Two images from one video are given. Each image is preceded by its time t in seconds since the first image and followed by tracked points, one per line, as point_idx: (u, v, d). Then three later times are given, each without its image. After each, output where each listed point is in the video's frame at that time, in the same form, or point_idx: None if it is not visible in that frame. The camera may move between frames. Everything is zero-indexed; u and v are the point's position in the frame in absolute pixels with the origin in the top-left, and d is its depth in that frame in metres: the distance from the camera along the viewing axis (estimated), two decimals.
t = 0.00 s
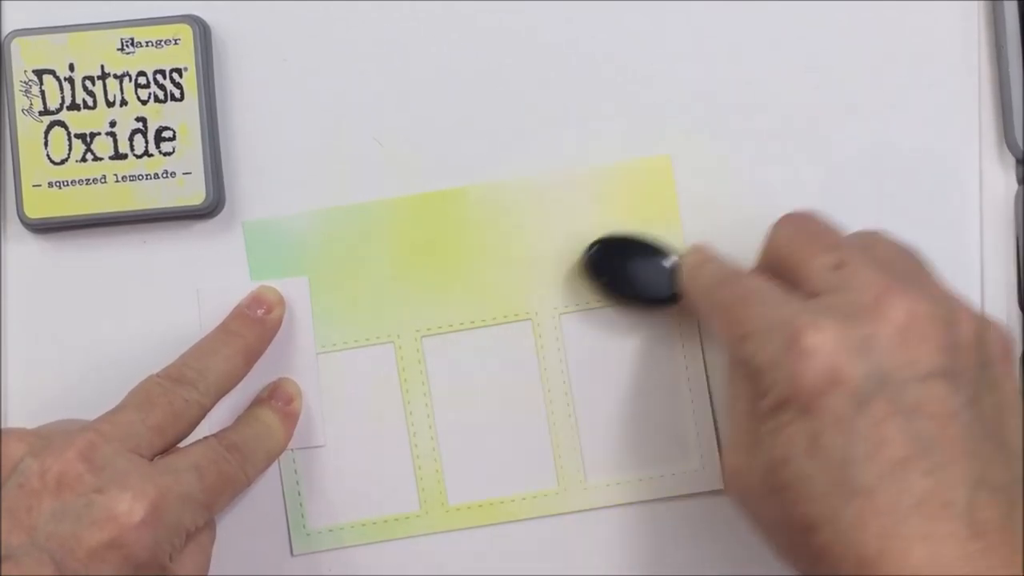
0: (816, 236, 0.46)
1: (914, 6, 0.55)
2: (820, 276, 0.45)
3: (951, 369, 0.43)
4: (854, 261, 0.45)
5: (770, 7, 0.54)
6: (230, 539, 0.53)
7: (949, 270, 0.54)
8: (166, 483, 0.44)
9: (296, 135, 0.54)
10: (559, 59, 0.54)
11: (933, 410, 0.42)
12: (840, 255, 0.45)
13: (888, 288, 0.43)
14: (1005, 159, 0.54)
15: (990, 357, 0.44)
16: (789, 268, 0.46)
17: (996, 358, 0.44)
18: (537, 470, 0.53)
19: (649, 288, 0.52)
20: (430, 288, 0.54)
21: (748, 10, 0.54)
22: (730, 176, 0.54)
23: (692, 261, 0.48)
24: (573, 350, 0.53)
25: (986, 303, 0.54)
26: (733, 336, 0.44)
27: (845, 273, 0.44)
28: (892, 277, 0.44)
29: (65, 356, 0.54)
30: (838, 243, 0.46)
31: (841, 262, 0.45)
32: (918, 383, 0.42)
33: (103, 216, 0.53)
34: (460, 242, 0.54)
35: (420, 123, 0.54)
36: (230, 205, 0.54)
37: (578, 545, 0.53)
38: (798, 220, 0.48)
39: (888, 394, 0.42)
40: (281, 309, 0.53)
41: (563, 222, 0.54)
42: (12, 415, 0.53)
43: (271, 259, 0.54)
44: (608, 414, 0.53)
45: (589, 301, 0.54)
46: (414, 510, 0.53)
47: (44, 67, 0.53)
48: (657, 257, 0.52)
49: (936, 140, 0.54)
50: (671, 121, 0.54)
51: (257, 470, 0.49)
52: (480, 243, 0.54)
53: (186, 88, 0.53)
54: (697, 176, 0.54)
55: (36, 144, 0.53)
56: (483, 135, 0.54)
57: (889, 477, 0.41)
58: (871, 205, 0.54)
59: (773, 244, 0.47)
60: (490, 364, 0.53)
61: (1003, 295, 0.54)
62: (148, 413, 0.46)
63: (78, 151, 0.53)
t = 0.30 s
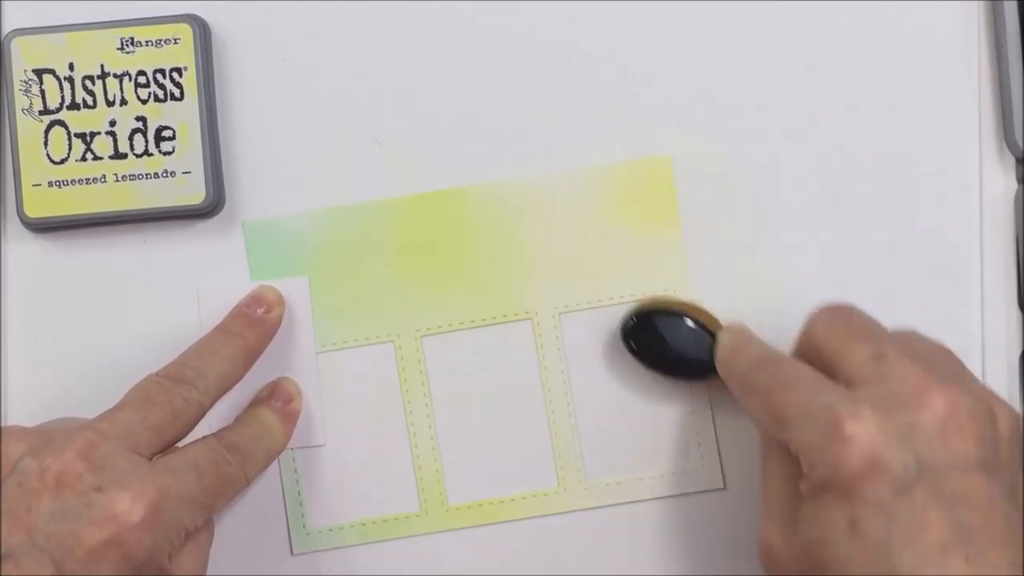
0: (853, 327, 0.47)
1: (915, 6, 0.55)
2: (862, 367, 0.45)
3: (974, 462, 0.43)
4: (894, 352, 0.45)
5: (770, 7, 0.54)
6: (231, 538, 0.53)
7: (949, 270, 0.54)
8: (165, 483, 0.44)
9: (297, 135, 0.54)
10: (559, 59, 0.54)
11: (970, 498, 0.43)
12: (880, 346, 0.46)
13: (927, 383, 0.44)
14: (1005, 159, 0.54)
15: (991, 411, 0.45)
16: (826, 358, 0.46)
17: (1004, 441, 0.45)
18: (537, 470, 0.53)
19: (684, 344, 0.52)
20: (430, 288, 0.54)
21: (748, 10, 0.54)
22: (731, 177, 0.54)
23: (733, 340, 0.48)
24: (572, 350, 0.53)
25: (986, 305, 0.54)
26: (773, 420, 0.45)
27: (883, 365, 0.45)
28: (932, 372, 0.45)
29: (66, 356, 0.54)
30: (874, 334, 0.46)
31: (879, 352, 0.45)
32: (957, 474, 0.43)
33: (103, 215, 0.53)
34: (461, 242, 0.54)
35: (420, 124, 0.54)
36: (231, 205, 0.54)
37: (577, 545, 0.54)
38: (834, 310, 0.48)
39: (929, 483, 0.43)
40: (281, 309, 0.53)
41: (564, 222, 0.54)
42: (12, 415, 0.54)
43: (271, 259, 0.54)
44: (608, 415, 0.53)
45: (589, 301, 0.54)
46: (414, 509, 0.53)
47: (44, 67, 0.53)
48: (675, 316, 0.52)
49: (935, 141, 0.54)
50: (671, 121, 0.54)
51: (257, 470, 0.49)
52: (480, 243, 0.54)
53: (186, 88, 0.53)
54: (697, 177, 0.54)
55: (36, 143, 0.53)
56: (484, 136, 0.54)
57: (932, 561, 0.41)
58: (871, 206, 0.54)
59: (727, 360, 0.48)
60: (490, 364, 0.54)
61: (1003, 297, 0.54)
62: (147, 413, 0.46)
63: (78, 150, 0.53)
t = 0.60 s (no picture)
0: (869, 535, 0.45)
1: (915, 6, 0.55)
2: None
3: None
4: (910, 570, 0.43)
5: (770, 6, 0.54)
6: (230, 539, 0.53)
7: (949, 270, 0.54)
8: (165, 484, 0.44)
9: (297, 135, 0.54)
10: (559, 60, 0.54)
11: None
12: (897, 561, 0.44)
13: None
14: (1005, 159, 0.54)
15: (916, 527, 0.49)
16: (837, 554, 0.45)
17: None
18: (537, 471, 0.53)
19: (691, 497, 0.51)
20: (431, 289, 0.54)
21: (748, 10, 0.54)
22: (730, 177, 0.54)
23: (737, 517, 0.47)
24: (572, 350, 0.53)
25: (986, 305, 0.54)
26: None
27: None
28: None
29: (66, 356, 0.54)
30: (895, 548, 0.44)
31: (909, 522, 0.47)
32: None
33: (102, 216, 0.53)
34: (461, 242, 0.54)
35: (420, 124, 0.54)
36: (231, 205, 0.54)
37: (577, 546, 0.54)
38: (856, 511, 0.47)
39: None
40: (281, 309, 0.53)
41: (565, 222, 0.54)
42: (11, 415, 0.53)
43: (271, 259, 0.54)
44: (608, 415, 0.53)
45: (589, 301, 0.54)
46: (414, 510, 0.53)
47: (44, 67, 0.53)
48: (675, 462, 0.52)
49: (935, 141, 0.54)
50: (671, 121, 0.54)
51: (257, 471, 0.49)
52: (480, 242, 0.54)
53: (186, 88, 0.53)
54: (697, 177, 0.54)
55: (36, 144, 0.53)
56: (484, 135, 0.54)
57: None
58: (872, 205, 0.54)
59: (731, 528, 0.47)
60: (490, 364, 0.53)
61: (1003, 297, 0.54)
62: (147, 414, 0.46)
63: (78, 151, 0.53)
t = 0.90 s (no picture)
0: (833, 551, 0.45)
1: (915, 6, 0.55)
2: None
3: None
4: None
5: (770, 7, 0.54)
6: (230, 539, 0.53)
7: (949, 270, 0.54)
8: (166, 486, 0.44)
9: (297, 135, 0.54)
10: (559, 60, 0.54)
11: None
12: None
13: None
14: (1005, 159, 0.54)
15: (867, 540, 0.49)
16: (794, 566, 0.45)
17: None
18: (537, 471, 0.53)
19: (640, 518, 0.51)
20: (431, 289, 0.54)
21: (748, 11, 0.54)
22: (730, 177, 0.54)
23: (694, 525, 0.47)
24: (572, 350, 0.53)
25: (986, 306, 0.54)
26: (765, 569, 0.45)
27: None
28: None
29: (65, 356, 0.54)
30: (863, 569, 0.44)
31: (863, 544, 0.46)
32: None
33: (102, 216, 0.53)
34: (461, 242, 0.54)
35: (420, 124, 0.54)
36: (230, 205, 0.54)
37: (577, 546, 0.54)
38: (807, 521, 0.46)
39: None
40: (281, 310, 0.53)
41: (565, 222, 0.54)
42: (11, 415, 0.53)
43: (271, 259, 0.54)
44: (608, 415, 0.53)
45: (589, 301, 0.54)
46: (414, 510, 0.53)
47: (44, 67, 0.53)
48: (627, 486, 0.52)
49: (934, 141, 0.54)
50: (671, 121, 0.54)
51: (256, 472, 0.49)
52: (480, 242, 0.54)
53: (186, 88, 0.53)
54: (697, 177, 0.54)
55: (36, 144, 0.53)
56: (484, 135, 0.54)
57: None
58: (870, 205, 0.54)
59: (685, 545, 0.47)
60: (490, 364, 0.53)
61: (1003, 297, 0.54)
62: (148, 415, 0.46)
63: (78, 151, 0.53)
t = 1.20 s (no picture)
0: (714, 538, 0.47)
1: (915, 6, 0.55)
2: None
3: None
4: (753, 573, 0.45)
5: (770, 6, 0.54)
6: (230, 539, 0.53)
7: (949, 270, 0.54)
8: (166, 486, 0.44)
9: (297, 135, 0.54)
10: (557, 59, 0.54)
11: None
12: (738, 562, 0.46)
13: None
14: (1005, 159, 0.54)
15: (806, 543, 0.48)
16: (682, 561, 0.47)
17: None
18: (537, 471, 0.53)
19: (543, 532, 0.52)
20: (431, 288, 0.54)
21: (748, 11, 0.54)
22: (729, 177, 0.54)
23: (591, 529, 0.50)
24: (572, 350, 0.54)
25: (985, 306, 0.54)
26: None
27: None
28: None
29: (66, 356, 0.54)
30: (734, 549, 0.47)
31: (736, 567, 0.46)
32: None
33: (102, 215, 0.53)
34: (461, 241, 0.54)
35: (421, 124, 0.54)
36: (231, 204, 0.54)
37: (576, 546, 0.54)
38: (699, 515, 0.49)
39: None
40: (281, 309, 0.53)
41: (564, 222, 0.54)
42: (11, 415, 0.54)
43: (271, 258, 0.54)
44: (608, 416, 0.53)
45: (589, 301, 0.54)
46: (414, 509, 0.53)
47: (44, 67, 0.53)
48: (534, 505, 0.52)
49: (934, 141, 0.54)
50: (671, 121, 0.54)
51: (256, 471, 0.49)
52: (480, 242, 0.54)
53: (186, 88, 0.53)
54: (697, 177, 0.54)
55: (36, 143, 0.53)
56: (484, 134, 0.54)
57: None
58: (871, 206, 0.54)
59: (585, 552, 0.49)
60: (491, 363, 0.54)
61: (1003, 297, 0.54)
62: (148, 415, 0.46)
63: (78, 150, 0.53)
